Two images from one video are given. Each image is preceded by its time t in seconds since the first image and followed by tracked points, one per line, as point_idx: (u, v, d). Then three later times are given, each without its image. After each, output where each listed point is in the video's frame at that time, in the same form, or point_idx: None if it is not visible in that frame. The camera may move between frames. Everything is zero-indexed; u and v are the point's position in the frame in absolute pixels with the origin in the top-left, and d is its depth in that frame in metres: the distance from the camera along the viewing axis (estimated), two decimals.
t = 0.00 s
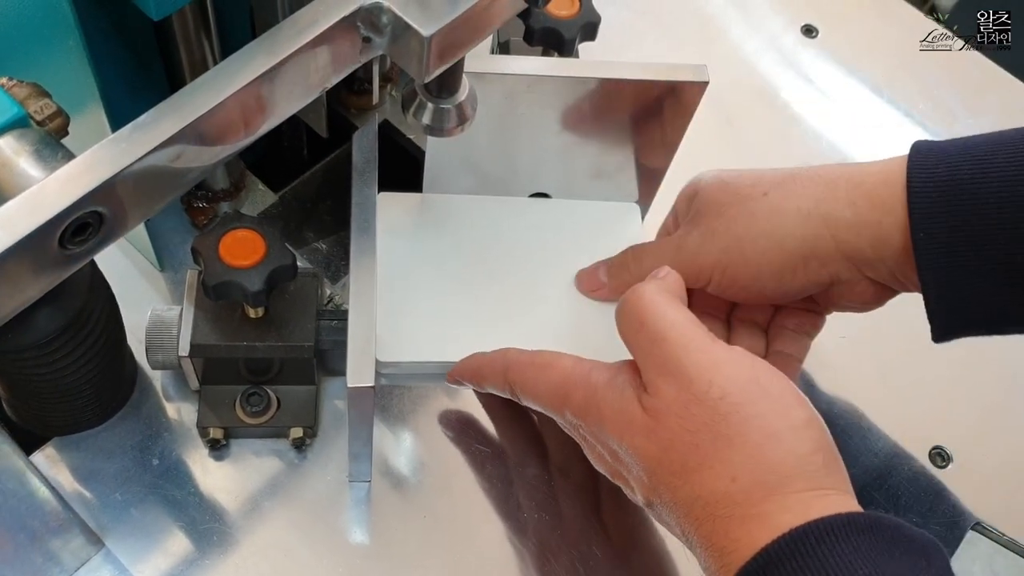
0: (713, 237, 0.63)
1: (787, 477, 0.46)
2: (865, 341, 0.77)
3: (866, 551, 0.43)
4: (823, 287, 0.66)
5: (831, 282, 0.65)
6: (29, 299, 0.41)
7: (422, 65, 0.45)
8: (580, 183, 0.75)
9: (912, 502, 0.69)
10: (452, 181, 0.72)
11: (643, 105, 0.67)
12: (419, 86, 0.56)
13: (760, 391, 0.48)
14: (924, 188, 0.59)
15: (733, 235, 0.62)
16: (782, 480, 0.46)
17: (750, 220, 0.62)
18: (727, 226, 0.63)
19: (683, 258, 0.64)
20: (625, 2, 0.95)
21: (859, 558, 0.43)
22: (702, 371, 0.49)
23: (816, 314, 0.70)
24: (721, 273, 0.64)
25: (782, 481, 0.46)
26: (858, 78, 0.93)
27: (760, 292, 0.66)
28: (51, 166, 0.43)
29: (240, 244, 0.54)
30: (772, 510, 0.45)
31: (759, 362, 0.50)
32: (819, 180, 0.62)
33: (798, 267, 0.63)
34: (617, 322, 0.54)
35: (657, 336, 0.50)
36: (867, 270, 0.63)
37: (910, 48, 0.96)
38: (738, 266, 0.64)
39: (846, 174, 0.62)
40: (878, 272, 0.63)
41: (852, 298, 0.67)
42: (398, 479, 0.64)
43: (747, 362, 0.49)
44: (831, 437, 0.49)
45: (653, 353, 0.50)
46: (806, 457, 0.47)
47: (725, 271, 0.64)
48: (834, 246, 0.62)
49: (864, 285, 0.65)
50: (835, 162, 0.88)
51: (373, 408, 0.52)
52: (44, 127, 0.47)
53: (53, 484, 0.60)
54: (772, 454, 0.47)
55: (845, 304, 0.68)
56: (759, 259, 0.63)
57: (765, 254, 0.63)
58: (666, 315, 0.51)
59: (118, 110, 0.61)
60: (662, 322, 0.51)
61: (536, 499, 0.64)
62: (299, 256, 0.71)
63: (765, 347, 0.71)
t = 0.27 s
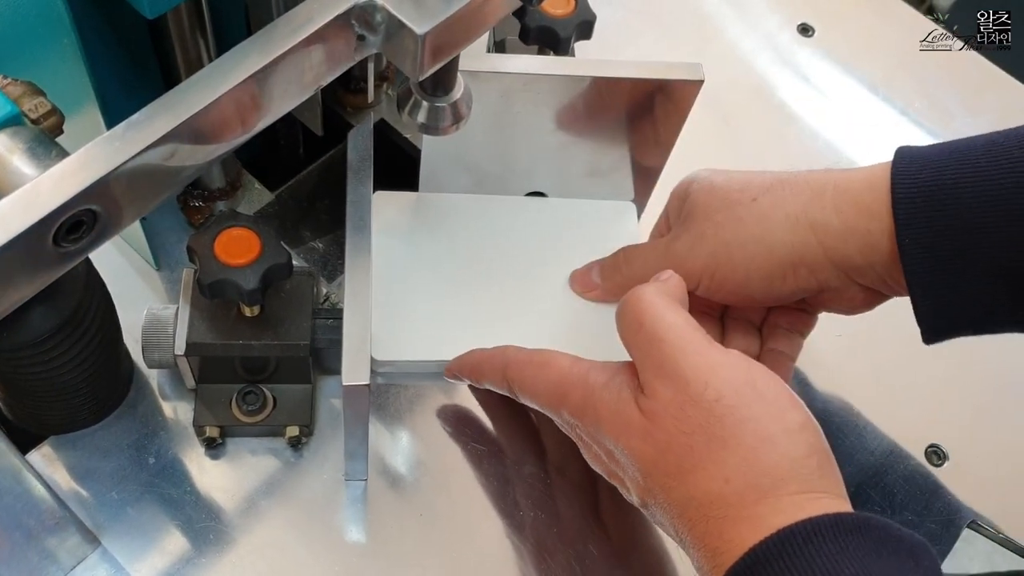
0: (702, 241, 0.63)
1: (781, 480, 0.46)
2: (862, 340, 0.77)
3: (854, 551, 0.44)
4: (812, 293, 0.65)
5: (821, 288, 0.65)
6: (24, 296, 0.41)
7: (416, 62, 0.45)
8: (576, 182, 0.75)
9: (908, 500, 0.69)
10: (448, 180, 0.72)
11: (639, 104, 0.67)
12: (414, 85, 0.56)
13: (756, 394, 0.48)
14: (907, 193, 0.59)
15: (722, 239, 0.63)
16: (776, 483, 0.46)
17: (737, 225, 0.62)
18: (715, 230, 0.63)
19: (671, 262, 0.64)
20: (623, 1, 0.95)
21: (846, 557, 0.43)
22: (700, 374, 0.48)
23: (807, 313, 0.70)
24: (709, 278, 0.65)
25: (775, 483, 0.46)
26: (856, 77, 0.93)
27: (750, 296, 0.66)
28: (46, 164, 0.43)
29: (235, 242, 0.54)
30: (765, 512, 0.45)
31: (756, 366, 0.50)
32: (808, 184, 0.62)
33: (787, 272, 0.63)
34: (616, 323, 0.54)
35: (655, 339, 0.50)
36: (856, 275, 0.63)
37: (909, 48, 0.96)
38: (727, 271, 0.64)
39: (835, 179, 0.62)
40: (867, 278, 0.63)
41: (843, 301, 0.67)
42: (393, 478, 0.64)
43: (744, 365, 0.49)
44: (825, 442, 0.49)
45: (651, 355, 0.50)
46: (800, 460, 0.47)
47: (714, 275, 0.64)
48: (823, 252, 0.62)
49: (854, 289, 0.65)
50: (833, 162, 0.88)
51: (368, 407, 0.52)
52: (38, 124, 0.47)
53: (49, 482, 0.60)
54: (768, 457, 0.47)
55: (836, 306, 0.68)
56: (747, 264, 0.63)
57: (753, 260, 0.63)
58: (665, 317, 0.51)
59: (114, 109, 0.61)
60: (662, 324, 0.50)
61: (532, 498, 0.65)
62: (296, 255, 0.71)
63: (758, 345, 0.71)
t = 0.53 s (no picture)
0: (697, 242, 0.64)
1: (781, 465, 0.46)
2: (862, 339, 0.77)
3: (843, 533, 0.44)
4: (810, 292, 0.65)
5: (817, 286, 0.65)
6: (41, 330, 0.42)
7: (415, 101, 0.45)
8: (576, 183, 0.75)
9: (908, 499, 0.69)
10: (448, 180, 0.72)
11: (639, 105, 0.67)
12: (410, 119, 0.55)
13: (757, 381, 0.48)
14: (897, 184, 0.59)
15: (719, 238, 0.63)
16: (776, 469, 0.46)
17: (733, 225, 0.63)
18: (710, 230, 0.63)
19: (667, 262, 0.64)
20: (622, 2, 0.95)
21: (834, 540, 0.44)
22: (701, 362, 0.49)
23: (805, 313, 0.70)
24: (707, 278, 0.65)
25: (775, 469, 0.46)
26: (855, 78, 0.94)
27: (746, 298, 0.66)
28: (65, 204, 0.43)
29: (236, 243, 0.54)
30: (763, 497, 0.45)
31: (757, 355, 0.50)
32: (804, 182, 0.63)
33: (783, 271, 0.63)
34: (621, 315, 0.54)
35: (660, 328, 0.51)
36: (852, 272, 0.63)
37: (909, 48, 0.96)
38: (724, 270, 0.64)
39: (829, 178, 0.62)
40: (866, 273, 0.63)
41: (840, 300, 0.67)
42: (393, 478, 0.64)
43: (746, 354, 0.50)
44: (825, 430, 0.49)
45: (655, 343, 0.51)
46: (800, 446, 0.47)
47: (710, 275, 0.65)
48: (820, 250, 0.62)
49: (852, 287, 0.65)
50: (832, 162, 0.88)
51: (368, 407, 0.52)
52: (55, 161, 0.49)
53: (47, 480, 0.60)
54: (769, 443, 0.47)
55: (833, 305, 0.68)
56: (744, 263, 0.63)
57: (749, 259, 0.63)
58: (668, 307, 0.51)
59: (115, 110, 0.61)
60: (666, 313, 0.51)
61: (532, 497, 0.65)
62: (296, 256, 0.72)
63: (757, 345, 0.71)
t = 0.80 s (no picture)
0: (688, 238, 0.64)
1: (770, 462, 0.46)
2: (861, 339, 0.78)
3: (832, 533, 0.44)
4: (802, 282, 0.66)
5: (814, 277, 0.65)
6: (40, 331, 0.42)
7: (414, 103, 0.46)
8: (576, 183, 0.76)
9: (907, 499, 0.69)
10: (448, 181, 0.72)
11: (639, 104, 0.67)
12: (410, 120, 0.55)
13: (744, 379, 0.49)
14: (890, 171, 0.59)
15: (712, 233, 0.63)
16: (763, 465, 0.46)
17: (724, 219, 0.63)
18: (705, 223, 0.63)
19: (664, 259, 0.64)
20: (622, 3, 0.96)
21: (824, 539, 0.44)
22: (692, 357, 0.49)
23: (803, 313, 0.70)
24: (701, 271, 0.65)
25: (761, 467, 0.46)
26: (855, 78, 0.94)
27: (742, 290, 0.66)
28: (66, 205, 0.43)
29: (236, 243, 0.54)
30: (752, 494, 0.45)
31: (747, 352, 0.50)
32: (798, 175, 0.63)
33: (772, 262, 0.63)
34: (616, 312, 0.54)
35: (653, 324, 0.51)
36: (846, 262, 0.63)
37: (909, 48, 0.97)
38: (720, 264, 0.64)
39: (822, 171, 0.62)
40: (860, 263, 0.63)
41: (836, 292, 0.67)
42: (393, 478, 0.64)
43: (739, 352, 0.50)
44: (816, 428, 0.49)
45: (648, 339, 0.51)
46: (787, 443, 0.47)
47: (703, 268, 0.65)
48: (813, 242, 0.62)
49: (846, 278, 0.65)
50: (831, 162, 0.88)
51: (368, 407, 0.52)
52: (55, 162, 0.49)
53: (48, 480, 0.60)
54: (760, 440, 0.47)
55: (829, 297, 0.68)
56: (739, 256, 0.63)
57: (745, 252, 0.63)
58: (660, 304, 0.51)
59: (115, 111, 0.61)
60: (660, 310, 0.51)
61: (531, 497, 0.65)
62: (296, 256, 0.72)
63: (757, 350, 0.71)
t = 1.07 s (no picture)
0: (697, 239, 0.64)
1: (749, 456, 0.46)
2: (861, 339, 0.78)
3: (846, 532, 0.44)
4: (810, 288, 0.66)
5: (826, 284, 0.65)
6: (32, 306, 0.42)
7: (416, 77, 0.46)
8: (576, 184, 0.76)
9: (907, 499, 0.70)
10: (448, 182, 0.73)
11: (639, 105, 0.68)
12: (413, 99, 0.56)
13: (717, 377, 0.50)
14: (906, 187, 0.59)
15: (722, 237, 0.63)
16: (750, 453, 0.46)
17: (733, 220, 0.63)
18: (715, 227, 0.63)
19: (675, 264, 0.64)
20: (622, 4, 0.96)
21: (837, 538, 0.43)
22: (654, 362, 0.51)
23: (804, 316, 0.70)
24: (708, 273, 0.65)
25: (751, 452, 0.47)
26: (854, 78, 0.94)
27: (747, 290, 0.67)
28: (54, 176, 0.43)
29: (237, 244, 0.54)
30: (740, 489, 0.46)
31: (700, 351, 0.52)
32: (810, 182, 0.63)
33: (781, 265, 0.63)
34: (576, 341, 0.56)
35: (609, 345, 0.52)
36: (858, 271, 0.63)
37: (909, 48, 0.97)
38: (730, 268, 0.64)
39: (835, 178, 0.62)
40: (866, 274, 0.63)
41: (846, 298, 0.67)
42: (394, 479, 0.64)
43: (697, 355, 0.51)
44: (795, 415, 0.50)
45: (611, 359, 0.52)
46: (763, 431, 0.47)
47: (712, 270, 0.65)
48: (823, 249, 0.62)
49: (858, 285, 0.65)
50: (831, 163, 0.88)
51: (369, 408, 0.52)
52: (45, 137, 0.48)
53: (51, 483, 0.60)
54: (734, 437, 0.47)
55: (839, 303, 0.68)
56: (749, 260, 0.63)
57: (753, 255, 0.63)
58: (614, 322, 0.53)
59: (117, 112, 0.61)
60: (615, 327, 0.53)
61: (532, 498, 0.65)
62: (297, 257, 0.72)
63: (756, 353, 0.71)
